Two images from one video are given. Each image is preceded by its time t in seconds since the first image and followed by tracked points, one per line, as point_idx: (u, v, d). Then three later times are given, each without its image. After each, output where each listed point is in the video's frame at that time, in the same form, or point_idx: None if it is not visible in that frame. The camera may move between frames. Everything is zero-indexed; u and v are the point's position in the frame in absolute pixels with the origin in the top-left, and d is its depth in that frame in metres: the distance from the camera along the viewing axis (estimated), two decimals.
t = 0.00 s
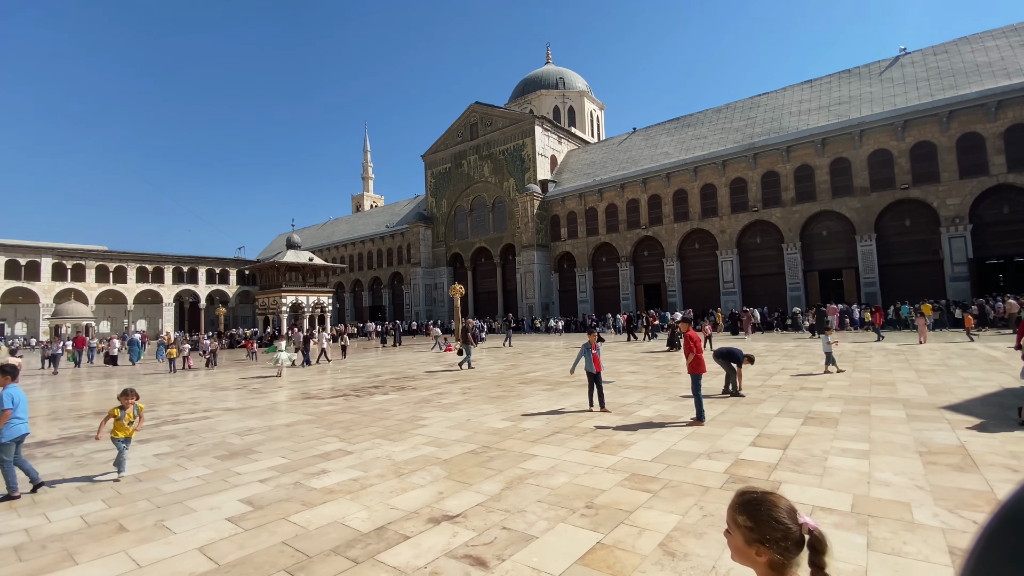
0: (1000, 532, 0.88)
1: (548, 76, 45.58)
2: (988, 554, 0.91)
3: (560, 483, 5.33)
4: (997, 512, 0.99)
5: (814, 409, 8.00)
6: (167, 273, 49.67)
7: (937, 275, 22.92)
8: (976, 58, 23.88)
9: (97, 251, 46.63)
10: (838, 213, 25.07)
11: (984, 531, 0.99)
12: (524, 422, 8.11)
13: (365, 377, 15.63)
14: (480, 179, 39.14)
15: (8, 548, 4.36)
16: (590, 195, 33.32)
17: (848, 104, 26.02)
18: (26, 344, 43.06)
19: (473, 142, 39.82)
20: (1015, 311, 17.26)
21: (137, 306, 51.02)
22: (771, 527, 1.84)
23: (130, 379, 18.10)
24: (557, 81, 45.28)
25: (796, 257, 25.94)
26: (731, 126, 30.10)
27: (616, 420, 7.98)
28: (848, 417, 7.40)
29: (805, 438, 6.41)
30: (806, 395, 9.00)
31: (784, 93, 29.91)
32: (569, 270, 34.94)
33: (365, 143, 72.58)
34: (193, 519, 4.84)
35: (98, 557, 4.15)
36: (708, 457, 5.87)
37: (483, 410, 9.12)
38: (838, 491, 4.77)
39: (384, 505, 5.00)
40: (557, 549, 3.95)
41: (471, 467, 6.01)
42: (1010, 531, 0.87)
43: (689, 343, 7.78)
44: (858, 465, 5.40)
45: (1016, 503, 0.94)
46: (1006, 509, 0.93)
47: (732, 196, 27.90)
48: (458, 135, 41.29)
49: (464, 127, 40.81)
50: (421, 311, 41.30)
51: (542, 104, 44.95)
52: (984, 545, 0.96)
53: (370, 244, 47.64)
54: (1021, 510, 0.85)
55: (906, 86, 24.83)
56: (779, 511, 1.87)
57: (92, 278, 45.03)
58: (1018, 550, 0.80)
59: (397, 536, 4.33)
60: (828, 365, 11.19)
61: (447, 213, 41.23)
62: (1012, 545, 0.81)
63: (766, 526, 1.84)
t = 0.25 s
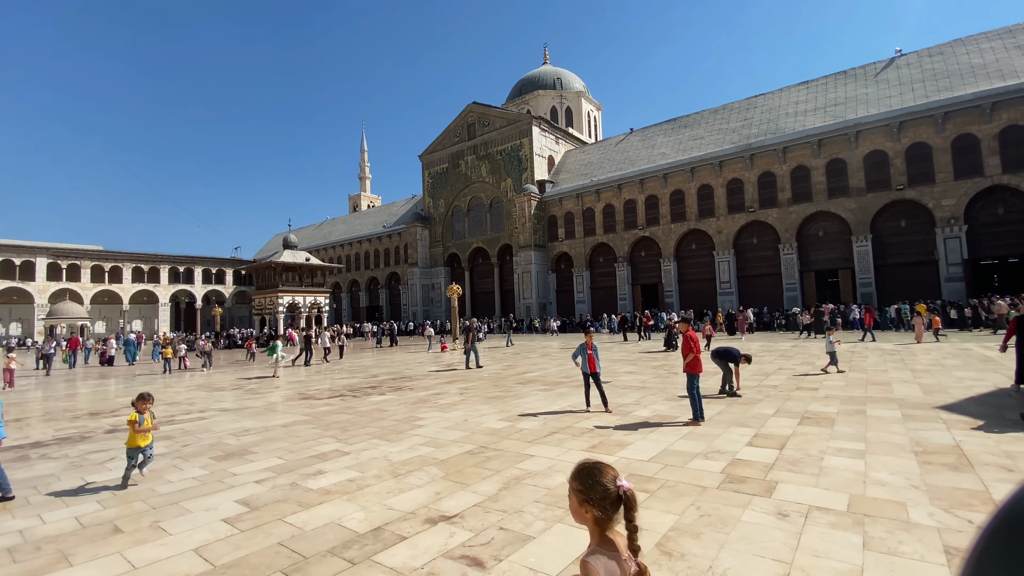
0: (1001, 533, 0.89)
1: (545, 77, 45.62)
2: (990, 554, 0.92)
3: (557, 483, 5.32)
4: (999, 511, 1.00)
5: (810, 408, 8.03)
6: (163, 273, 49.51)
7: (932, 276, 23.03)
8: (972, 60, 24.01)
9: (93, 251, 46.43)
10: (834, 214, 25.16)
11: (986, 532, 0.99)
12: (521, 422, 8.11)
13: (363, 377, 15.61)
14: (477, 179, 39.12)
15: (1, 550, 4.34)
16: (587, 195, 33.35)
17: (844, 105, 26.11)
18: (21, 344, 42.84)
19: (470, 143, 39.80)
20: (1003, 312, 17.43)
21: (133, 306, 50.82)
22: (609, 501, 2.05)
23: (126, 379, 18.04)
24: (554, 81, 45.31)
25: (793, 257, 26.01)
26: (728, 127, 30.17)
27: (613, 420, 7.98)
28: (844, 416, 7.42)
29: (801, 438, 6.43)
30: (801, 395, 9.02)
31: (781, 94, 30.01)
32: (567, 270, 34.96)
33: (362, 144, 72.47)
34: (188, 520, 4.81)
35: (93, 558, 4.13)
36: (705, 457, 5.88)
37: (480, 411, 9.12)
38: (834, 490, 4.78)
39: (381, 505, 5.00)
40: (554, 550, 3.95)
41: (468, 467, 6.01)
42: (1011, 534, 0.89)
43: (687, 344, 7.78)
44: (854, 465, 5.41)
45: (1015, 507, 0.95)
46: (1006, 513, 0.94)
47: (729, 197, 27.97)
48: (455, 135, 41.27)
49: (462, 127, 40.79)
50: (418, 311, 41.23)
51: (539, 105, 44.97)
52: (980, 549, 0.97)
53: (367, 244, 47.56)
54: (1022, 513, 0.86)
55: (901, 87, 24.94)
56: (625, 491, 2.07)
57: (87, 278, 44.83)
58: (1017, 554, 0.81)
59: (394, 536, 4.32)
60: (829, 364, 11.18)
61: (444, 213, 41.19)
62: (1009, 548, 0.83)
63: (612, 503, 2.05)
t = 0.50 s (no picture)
0: (1002, 532, 0.89)
1: (543, 77, 45.66)
2: (987, 553, 0.92)
3: (554, 483, 5.32)
4: (1002, 509, 1.00)
5: (806, 409, 8.06)
6: (158, 273, 49.31)
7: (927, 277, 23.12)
8: (966, 61, 24.13)
9: (88, 251, 46.19)
10: (830, 215, 25.25)
11: (984, 532, 1.00)
12: (518, 423, 8.10)
13: (359, 377, 15.58)
14: (475, 179, 39.11)
15: None
16: (584, 196, 33.38)
17: (839, 106, 26.21)
18: (14, 345, 42.58)
19: (467, 143, 39.80)
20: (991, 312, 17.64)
21: (128, 306, 50.59)
22: (461, 482, 2.47)
23: (121, 380, 17.94)
24: (551, 82, 45.35)
25: (789, 258, 26.09)
26: (724, 128, 30.24)
27: (609, 420, 7.98)
28: (840, 417, 7.44)
29: (797, 438, 6.45)
30: (797, 396, 9.05)
31: (776, 95, 30.10)
32: (564, 271, 34.98)
33: (359, 144, 72.33)
34: (183, 522, 4.79)
35: (87, 560, 4.11)
36: (701, 457, 5.89)
37: (477, 411, 9.11)
38: (830, 491, 4.79)
39: (377, 506, 4.99)
40: (550, 550, 3.95)
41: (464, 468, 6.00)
42: (1010, 533, 0.89)
43: (684, 345, 7.78)
44: (849, 465, 5.43)
45: (1016, 507, 0.95)
46: (1004, 514, 0.95)
47: (725, 197, 28.02)
48: (452, 135, 41.25)
49: (459, 127, 40.77)
50: (415, 311, 41.16)
51: (537, 105, 44.97)
52: (982, 548, 0.97)
53: (364, 244, 47.47)
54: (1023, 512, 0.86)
55: (897, 89, 25.03)
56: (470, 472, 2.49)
57: (82, 278, 44.60)
58: (1017, 551, 0.82)
59: (390, 537, 4.31)
60: (835, 364, 11.17)
61: (441, 214, 41.17)
62: (1011, 547, 0.83)
63: (461, 483, 2.47)
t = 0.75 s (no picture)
0: (1000, 534, 0.90)
1: (540, 78, 45.72)
2: (987, 553, 0.93)
3: (551, 484, 5.32)
4: (1001, 511, 1.00)
5: (802, 409, 8.08)
6: (154, 273, 49.15)
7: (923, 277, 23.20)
8: (961, 63, 24.24)
9: (83, 251, 46.00)
10: (826, 215, 25.32)
11: (983, 535, 1.01)
12: (515, 423, 8.10)
13: (356, 378, 15.58)
14: (472, 180, 39.10)
15: None
16: (581, 196, 33.41)
17: (835, 108, 26.31)
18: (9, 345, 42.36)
19: (464, 143, 39.81)
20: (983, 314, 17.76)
21: (124, 306, 50.42)
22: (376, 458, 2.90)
23: (117, 381, 17.88)
24: (549, 83, 45.41)
25: (785, 259, 26.16)
26: (721, 130, 30.32)
27: (607, 421, 7.98)
28: (836, 417, 7.47)
29: (794, 438, 6.46)
30: (794, 396, 9.07)
31: (773, 97, 30.18)
32: (561, 271, 34.99)
33: (356, 144, 72.24)
34: (179, 523, 4.78)
35: (82, 561, 4.09)
36: (698, 458, 5.90)
37: (474, 412, 9.11)
38: (826, 491, 4.80)
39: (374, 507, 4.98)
40: (547, 551, 3.95)
41: (462, 469, 5.99)
42: (1010, 536, 0.89)
43: (680, 346, 7.79)
44: (845, 465, 5.44)
45: (1013, 508, 0.96)
46: (1004, 514, 0.96)
47: (722, 198, 28.08)
48: (450, 136, 41.25)
49: (456, 128, 40.77)
50: (412, 311, 41.11)
51: (534, 106, 44.99)
52: (983, 550, 0.98)
53: (361, 244, 47.40)
54: (1021, 516, 0.88)
55: (892, 90, 25.13)
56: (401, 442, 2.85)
57: (77, 279, 44.42)
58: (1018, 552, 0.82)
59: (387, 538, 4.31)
60: (837, 364, 11.18)
61: (438, 214, 41.15)
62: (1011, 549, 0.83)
63: (392, 451, 2.84)
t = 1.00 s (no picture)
0: (1000, 535, 0.89)
1: (537, 80, 45.77)
2: (988, 554, 0.92)
3: (548, 485, 5.32)
4: (998, 511, 0.99)
5: (798, 409, 8.11)
6: (149, 274, 48.97)
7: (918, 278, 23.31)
8: (956, 66, 24.35)
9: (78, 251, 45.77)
10: (822, 217, 25.41)
11: (981, 535, 1.00)
12: (512, 424, 8.09)
13: (353, 379, 15.55)
14: (469, 180, 39.10)
15: None
16: (579, 197, 33.46)
17: (831, 110, 26.42)
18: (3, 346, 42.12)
19: (462, 144, 39.81)
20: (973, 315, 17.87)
21: (119, 307, 50.20)
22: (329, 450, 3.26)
23: (112, 381, 17.81)
24: (546, 84, 45.46)
25: (781, 260, 26.24)
26: (718, 131, 30.40)
27: (603, 421, 7.99)
28: (832, 417, 7.49)
29: (789, 439, 6.48)
30: (790, 397, 9.10)
31: (769, 98, 30.28)
32: (558, 272, 35.00)
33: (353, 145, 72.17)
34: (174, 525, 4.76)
35: (77, 564, 4.07)
36: (695, 458, 5.91)
37: (471, 413, 9.10)
38: (821, 491, 4.82)
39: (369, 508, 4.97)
40: (544, 552, 3.95)
41: (458, 470, 5.98)
42: (1009, 538, 0.88)
43: (675, 346, 7.81)
44: (841, 465, 5.46)
45: (1012, 509, 0.95)
46: (1005, 514, 0.96)
47: (719, 200, 28.15)
48: (447, 136, 41.23)
49: (453, 128, 40.76)
50: (409, 312, 41.05)
51: (531, 107, 45.01)
52: (979, 551, 0.97)
53: (358, 245, 47.33)
54: (1021, 518, 0.87)
55: (888, 92, 25.23)
56: (338, 430, 3.16)
57: (72, 279, 44.20)
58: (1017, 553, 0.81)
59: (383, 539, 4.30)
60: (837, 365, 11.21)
61: (436, 214, 41.12)
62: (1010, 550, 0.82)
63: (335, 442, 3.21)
